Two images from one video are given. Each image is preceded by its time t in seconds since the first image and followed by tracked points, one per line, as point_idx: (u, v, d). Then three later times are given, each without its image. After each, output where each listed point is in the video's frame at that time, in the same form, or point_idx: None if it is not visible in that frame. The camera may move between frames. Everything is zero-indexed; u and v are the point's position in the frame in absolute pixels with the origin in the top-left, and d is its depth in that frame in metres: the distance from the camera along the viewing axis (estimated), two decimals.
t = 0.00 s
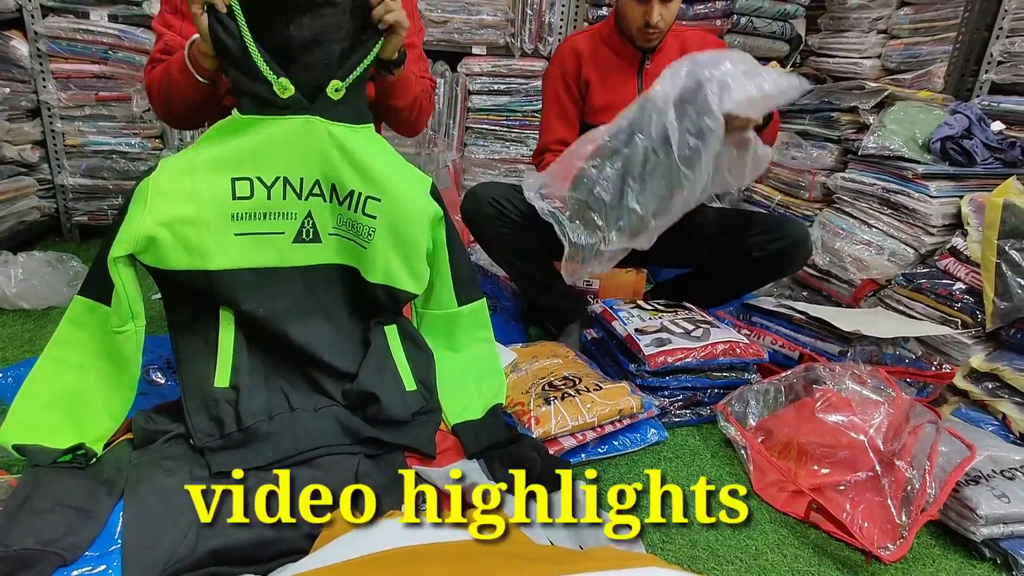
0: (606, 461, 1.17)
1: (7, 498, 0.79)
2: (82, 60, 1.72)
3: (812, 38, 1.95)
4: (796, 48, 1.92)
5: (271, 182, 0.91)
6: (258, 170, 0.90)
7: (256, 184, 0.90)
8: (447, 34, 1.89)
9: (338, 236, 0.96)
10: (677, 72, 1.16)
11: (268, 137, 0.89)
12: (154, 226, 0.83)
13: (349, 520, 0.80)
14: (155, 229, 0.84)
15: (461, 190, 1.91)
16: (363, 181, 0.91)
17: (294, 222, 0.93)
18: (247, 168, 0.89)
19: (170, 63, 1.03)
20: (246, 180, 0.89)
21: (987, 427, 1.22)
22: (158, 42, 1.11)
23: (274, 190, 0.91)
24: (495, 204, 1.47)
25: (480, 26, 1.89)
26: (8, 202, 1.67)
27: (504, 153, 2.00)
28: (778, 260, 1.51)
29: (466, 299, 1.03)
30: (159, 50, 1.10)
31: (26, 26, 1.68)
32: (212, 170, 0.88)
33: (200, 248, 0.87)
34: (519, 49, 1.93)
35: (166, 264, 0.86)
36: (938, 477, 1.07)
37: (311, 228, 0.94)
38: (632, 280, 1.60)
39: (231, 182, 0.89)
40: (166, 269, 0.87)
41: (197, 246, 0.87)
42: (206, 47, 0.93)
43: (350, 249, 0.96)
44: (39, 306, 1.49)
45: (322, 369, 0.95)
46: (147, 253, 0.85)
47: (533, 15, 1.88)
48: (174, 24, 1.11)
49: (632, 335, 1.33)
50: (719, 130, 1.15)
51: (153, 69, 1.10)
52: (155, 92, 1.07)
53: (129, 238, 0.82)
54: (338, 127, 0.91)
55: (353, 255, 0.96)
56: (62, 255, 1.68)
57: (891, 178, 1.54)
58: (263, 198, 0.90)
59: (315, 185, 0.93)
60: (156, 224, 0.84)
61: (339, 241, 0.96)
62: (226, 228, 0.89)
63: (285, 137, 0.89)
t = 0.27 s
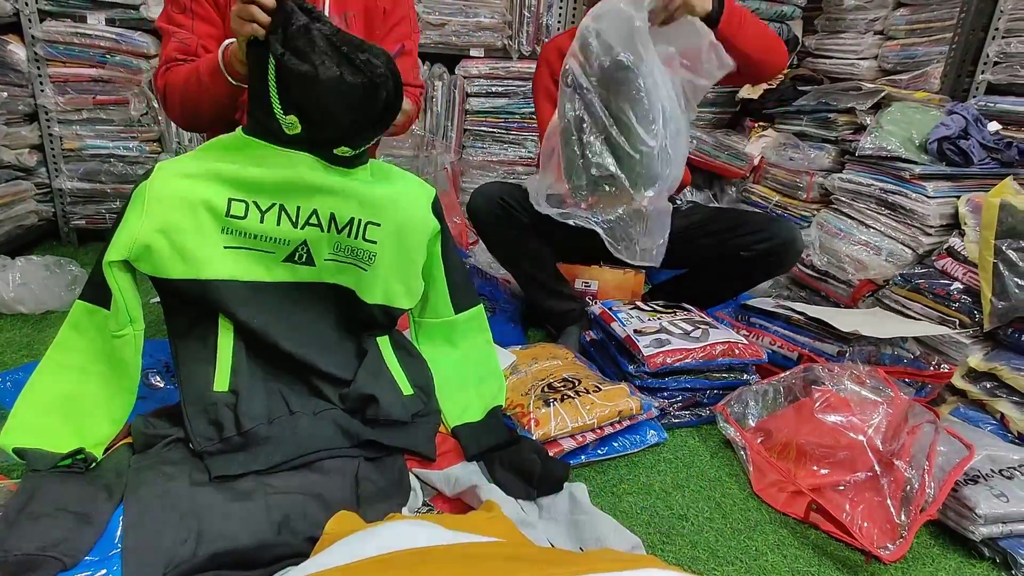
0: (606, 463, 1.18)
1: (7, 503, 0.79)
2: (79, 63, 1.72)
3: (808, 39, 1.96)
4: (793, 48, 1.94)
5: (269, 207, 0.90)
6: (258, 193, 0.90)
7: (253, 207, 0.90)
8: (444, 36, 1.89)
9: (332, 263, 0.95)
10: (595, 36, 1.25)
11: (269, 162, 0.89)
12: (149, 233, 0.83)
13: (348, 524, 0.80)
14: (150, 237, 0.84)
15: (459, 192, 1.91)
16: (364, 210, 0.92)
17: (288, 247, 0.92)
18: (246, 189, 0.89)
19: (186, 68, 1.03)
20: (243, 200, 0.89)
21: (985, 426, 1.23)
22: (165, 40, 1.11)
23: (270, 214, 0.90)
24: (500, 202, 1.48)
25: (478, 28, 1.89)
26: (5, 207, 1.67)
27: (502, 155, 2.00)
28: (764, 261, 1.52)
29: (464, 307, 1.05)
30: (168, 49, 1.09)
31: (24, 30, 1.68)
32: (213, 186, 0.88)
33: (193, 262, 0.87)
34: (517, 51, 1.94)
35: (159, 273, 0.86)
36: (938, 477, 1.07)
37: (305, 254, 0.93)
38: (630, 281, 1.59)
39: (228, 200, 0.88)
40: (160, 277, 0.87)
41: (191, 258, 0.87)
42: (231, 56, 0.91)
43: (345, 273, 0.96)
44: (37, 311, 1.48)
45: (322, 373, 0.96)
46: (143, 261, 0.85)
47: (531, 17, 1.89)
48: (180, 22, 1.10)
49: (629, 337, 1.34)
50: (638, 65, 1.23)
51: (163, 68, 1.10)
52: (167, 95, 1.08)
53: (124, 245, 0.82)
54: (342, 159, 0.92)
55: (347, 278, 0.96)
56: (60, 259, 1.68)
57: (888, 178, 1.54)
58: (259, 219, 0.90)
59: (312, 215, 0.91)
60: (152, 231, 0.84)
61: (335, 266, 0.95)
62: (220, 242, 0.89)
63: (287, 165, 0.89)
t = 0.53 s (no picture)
0: (605, 463, 1.18)
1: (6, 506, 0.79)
2: (76, 66, 1.71)
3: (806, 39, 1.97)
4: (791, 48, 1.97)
5: (273, 208, 0.91)
6: (262, 194, 0.90)
7: (258, 208, 0.90)
8: (442, 38, 1.89)
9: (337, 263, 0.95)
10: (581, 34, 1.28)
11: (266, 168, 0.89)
12: (154, 232, 0.83)
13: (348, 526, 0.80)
14: (155, 238, 0.83)
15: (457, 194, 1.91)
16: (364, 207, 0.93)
17: (292, 248, 0.93)
18: (252, 189, 0.89)
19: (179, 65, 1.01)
20: (249, 199, 0.89)
21: (983, 425, 1.23)
22: (151, 35, 1.08)
23: (275, 214, 0.91)
24: (490, 207, 1.49)
25: (476, 30, 1.90)
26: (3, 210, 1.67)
27: (500, 157, 2.00)
28: (759, 260, 1.53)
29: (463, 307, 1.05)
30: (154, 44, 1.06)
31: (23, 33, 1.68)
32: (217, 187, 0.88)
33: (197, 262, 0.87)
34: (515, 52, 1.94)
35: (163, 273, 0.86)
36: (937, 476, 1.08)
37: (309, 255, 0.94)
38: (629, 281, 1.58)
39: (234, 199, 0.89)
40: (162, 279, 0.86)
41: (195, 258, 0.87)
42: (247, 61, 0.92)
43: (348, 274, 0.97)
44: (35, 314, 1.48)
45: (321, 375, 0.96)
46: (148, 261, 0.84)
47: (528, 18, 1.89)
48: (170, 21, 1.07)
49: (628, 338, 1.34)
50: (632, 35, 1.23)
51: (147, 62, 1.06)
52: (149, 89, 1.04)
53: (130, 246, 0.82)
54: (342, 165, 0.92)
55: (349, 279, 0.97)
56: (58, 262, 1.68)
57: (886, 179, 1.55)
58: (263, 219, 0.90)
59: (316, 216, 0.92)
60: (156, 230, 0.83)
61: (338, 267, 0.96)
62: (223, 243, 0.89)
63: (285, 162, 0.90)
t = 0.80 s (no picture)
0: (604, 466, 1.18)
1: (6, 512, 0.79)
2: (75, 71, 1.72)
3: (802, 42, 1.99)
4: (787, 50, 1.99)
5: (260, 246, 0.82)
6: (247, 233, 0.81)
7: (242, 248, 0.82)
8: (440, 42, 1.90)
9: (330, 278, 0.92)
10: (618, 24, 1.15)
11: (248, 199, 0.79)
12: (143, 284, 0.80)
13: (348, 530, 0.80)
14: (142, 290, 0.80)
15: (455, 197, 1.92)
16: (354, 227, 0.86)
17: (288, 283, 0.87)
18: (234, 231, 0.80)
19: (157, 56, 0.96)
20: (230, 242, 0.81)
21: (981, 426, 1.23)
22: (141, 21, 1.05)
23: (262, 255, 0.83)
24: (489, 213, 1.50)
25: (474, 33, 1.91)
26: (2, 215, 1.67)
27: (498, 160, 2.01)
28: (754, 266, 1.53)
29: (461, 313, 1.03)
30: (143, 27, 1.03)
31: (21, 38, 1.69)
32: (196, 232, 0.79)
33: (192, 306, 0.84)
34: (512, 55, 1.95)
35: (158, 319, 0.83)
36: (935, 477, 1.08)
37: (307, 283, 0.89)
38: (625, 283, 1.58)
39: (216, 246, 0.80)
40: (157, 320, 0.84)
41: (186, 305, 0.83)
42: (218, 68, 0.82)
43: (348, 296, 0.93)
44: (33, 318, 1.48)
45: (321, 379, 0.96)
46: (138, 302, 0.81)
47: (526, 22, 1.90)
48: (164, 8, 1.06)
49: (626, 340, 1.35)
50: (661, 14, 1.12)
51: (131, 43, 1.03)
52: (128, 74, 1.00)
53: (115, 277, 0.81)
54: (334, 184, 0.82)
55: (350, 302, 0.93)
56: (56, 266, 1.68)
57: (883, 180, 1.55)
58: (250, 260, 0.83)
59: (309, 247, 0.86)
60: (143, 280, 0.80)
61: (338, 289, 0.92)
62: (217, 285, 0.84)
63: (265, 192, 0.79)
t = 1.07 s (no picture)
0: (604, 467, 1.18)
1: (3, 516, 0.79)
2: (73, 74, 1.72)
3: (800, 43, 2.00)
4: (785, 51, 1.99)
5: (268, 356, 0.79)
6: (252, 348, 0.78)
7: (249, 358, 0.78)
8: (438, 44, 1.91)
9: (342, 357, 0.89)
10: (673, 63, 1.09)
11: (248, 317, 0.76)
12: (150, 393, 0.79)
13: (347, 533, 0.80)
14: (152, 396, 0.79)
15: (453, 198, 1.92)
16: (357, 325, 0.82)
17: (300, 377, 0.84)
18: (237, 347, 0.77)
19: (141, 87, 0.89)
20: (236, 355, 0.78)
21: (980, 426, 1.23)
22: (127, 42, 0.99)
23: (271, 363, 0.79)
24: (484, 213, 1.51)
25: (471, 35, 1.91)
26: None
27: (497, 161, 2.01)
28: (747, 269, 1.54)
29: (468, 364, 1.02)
30: (130, 45, 0.97)
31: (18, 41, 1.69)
32: (196, 352, 0.76)
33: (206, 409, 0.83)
34: (511, 57, 1.95)
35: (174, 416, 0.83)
36: (934, 477, 1.08)
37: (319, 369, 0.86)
38: (624, 284, 1.58)
39: (221, 360, 0.78)
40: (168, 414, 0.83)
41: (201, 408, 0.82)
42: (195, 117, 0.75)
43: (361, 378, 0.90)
44: (31, 321, 1.48)
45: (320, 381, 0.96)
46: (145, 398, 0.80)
47: (524, 24, 1.90)
48: (152, 25, 1.01)
49: (625, 341, 1.35)
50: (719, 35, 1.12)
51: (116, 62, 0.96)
52: (108, 99, 0.92)
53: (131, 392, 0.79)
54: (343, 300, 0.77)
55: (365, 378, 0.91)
56: (55, 270, 1.68)
57: (880, 180, 1.55)
58: (259, 368, 0.80)
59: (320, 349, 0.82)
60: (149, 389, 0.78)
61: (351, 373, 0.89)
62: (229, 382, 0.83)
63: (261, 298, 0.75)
